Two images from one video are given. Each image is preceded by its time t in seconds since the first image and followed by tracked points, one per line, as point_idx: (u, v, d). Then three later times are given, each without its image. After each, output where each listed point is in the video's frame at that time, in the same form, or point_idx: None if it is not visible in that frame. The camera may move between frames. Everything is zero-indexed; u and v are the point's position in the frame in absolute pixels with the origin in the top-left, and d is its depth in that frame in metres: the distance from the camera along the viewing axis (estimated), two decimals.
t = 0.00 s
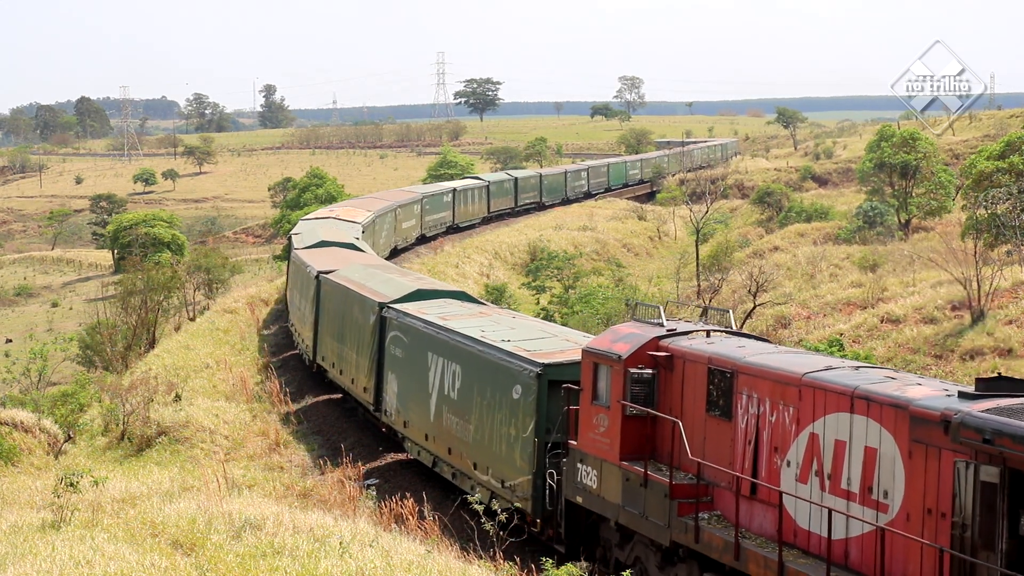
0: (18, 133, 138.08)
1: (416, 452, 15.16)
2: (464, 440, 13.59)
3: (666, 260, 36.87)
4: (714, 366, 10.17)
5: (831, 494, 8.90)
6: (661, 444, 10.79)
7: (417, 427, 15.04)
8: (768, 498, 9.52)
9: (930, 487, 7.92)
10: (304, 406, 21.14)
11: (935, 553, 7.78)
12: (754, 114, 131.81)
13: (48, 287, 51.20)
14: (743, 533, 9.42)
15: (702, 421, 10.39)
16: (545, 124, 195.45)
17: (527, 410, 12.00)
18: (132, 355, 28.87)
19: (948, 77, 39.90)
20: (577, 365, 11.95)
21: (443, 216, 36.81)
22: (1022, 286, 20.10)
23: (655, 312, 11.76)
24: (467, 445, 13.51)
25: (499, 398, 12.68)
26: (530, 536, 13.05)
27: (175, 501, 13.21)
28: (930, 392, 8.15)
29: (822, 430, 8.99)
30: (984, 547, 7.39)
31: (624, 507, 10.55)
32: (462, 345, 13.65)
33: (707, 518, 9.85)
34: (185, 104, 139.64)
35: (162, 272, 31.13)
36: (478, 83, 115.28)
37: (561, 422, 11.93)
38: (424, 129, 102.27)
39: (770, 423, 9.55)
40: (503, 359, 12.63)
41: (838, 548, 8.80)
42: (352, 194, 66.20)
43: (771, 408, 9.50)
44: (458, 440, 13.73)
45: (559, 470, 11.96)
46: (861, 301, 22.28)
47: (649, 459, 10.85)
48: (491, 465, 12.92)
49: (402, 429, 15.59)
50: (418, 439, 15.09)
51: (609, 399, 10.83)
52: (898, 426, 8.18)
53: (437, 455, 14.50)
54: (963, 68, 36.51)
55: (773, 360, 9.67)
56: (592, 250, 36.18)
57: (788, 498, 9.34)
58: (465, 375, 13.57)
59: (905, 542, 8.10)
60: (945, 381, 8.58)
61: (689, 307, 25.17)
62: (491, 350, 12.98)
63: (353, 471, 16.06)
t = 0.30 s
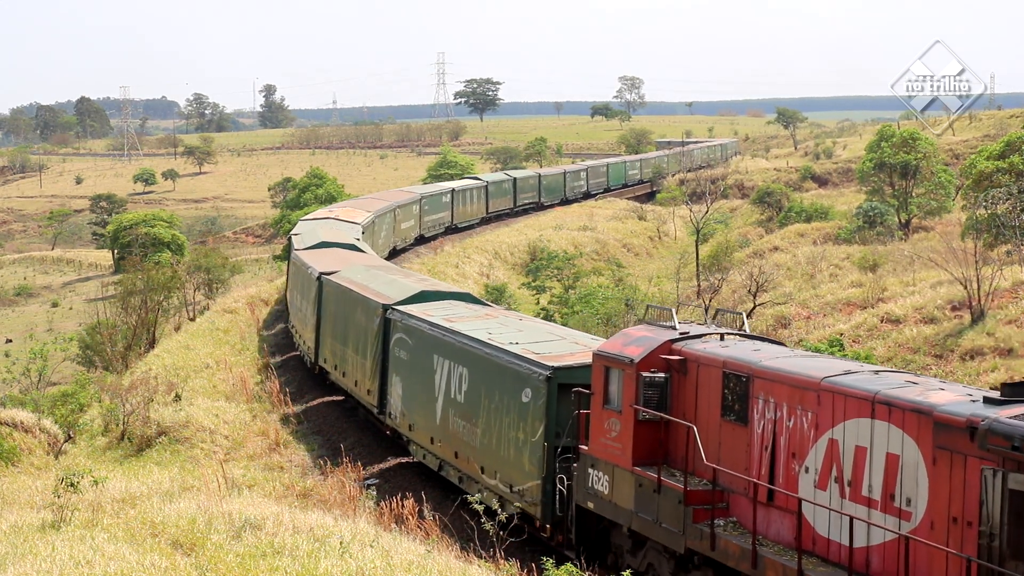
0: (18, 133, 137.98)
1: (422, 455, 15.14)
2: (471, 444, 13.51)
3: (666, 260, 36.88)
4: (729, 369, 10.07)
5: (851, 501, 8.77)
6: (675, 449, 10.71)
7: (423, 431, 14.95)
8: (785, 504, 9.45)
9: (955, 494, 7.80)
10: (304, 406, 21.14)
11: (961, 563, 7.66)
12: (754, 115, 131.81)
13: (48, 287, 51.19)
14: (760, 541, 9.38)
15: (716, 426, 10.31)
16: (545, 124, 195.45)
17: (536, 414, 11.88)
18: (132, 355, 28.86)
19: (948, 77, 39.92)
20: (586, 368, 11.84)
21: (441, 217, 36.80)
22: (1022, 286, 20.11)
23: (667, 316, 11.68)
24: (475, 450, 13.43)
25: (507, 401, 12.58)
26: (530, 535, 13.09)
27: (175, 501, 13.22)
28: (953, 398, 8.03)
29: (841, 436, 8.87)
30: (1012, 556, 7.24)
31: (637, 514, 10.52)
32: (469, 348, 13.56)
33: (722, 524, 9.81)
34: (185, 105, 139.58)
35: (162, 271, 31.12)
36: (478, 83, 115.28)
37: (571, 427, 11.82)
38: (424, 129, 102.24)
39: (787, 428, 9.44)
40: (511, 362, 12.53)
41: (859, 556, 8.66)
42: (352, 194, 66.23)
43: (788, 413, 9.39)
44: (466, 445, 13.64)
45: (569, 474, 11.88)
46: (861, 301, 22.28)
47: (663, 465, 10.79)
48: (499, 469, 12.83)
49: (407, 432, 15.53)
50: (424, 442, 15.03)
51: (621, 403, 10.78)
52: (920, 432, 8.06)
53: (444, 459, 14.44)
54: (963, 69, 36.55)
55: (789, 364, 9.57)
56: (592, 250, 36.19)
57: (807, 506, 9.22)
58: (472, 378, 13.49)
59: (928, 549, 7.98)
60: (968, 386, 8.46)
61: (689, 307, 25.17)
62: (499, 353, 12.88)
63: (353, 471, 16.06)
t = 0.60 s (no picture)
0: (18, 133, 138.04)
1: (428, 459, 15.10)
2: (478, 447, 13.41)
3: (666, 260, 36.88)
4: (745, 374, 9.99)
5: (872, 508, 8.65)
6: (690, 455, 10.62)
7: (430, 435, 14.86)
8: (803, 512, 9.36)
9: (982, 502, 7.66)
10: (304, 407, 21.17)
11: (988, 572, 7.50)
12: (754, 114, 131.70)
13: (48, 288, 51.18)
14: (778, 548, 9.25)
15: (733, 431, 10.22)
16: (545, 123, 195.34)
17: (546, 418, 11.75)
18: (132, 355, 28.86)
19: (948, 77, 39.93)
20: (597, 372, 11.67)
21: (440, 217, 36.79)
22: (1022, 286, 20.11)
23: (680, 318, 11.59)
24: (482, 453, 13.32)
25: (516, 405, 12.46)
26: (529, 535, 13.18)
27: (175, 501, 13.22)
28: (979, 403, 7.91)
29: (862, 442, 8.76)
30: None
31: (650, 520, 10.42)
32: (477, 351, 13.45)
33: (738, 532, 9.71)
34: (185, 105, 139.58)
35: (162, 272, 31.12)
36: (478, 83, 115.24)
37: (582, 431, 11.69)
38: (423, 129, 102.19)
39: (806, 434, 9.34)
40: (520, 365, 12.41)
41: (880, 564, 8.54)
42: (352, 194, 66.23)
43: (807, 418, 9.29)
44: (473, 448, 13.55)
45: (580, 480, 11.71)
46: (861, 301, 22.27)
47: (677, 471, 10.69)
48: (507, 473, 12.73)
49: (413, 436, 15.48)
50: (430, 445, 14.96)
51: (633, 407, 10.70)
52: (945, 438, 7.94)
53: (450, 463, 14.36)
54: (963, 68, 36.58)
55: (807, 368, 9.48)
56: (592, 250, 36.19)
57: (826, 513, 9.11)
58: (480, 381, 13.40)
59: (954, 558, 7.84)
60: (992, 392, 8.36)
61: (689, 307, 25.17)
62: (508, 356, 12.77)
63: (353, 471, 16.04)
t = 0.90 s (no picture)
0: (18, 133, 138.10)
1: (434, 462, 14.98)
2: (486, 451, 13.21)
3: (666, 260, 36.89)
4: (762, 378, 9.78)
5: (895, 516, 8.40)
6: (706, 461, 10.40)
7: (436, 438, 14.69)
8: (823, 518, 9.08)
9: (1011, 510, 7.37)
10: (303, 407, 21.19)
11: None
12: (754, 115, 131.79)
13: (48, 288, 51.19)
14: (797, 556, 9.03)
15: (749, 435, 10.01)
16: (546, 123, 195.41)
17: (555, 422, 11.55)
18: (132, 355, 28.86)
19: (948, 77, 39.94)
20: (609, 375, 11.46)
21: (439, 217, 36.80)
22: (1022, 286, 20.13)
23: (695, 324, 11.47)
24: (489, 457, 13.13)
25: (525, 408, 12.27)
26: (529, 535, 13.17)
27: (175, 501, 13.23)
28: (1007, 409, 7.64)
29: (884, 448, 8.52)
30: None
31: (664, 526, 10.21)
32: (484, 354, 13.25)
33: (756, 539, 9.49)
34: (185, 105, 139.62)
35: (162, 272, 31.14)
36: (478, 83, 115.23)
37: (593, 435, 11.50)
38: (423, 129, 102.18)
39: (825, 439, 9.10)
40: (529, 368, 12.20)
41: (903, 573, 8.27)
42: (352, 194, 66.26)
43: (827, 423, 9.06)
44: (480, 452, 13.36)
45: (591, 485, 11.50)
46: (861, 301, 22.26)
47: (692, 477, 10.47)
48: (515, 477, 12.52)
49: (418, 439, 15.33)
50: (436, 449, 14.80)
51: (647, 412, 10.50)
52: (971, 445, 7.68)
53: (456, 466, 14.21)
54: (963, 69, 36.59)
55: (827, 373, 9.25)
56: (592, 250, 36.20)
57: (847, 521, 8.84)
58: (487, 384, 13.19)
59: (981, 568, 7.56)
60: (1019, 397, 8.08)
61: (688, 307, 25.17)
62: (517, 359, 12.55)
63: (353, 471, 16.08)
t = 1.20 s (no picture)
0: (18, 133, 138.21)
1: (440, 466, 14.82)
2: (494, 455, 13.05)
3: (666, 261, 36.90)
4: (779, 383, 9.62)
5: (919, 524, 8.23)
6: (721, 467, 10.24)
7: (441, 442, 14.56)
8: (843, 526, 8.93)
9: None
10: (303, 407, 21.21)
11: None
12: (754, 115, 131.84)
13: (48, 287, 51.20)
14: (817, 565, 8.89)
15: (767, 440, 9.85)
16: (546, 122, 195.40)
17: (565, 427, 11.34)
18: (132, 355, 28.84)
19: (948, 77, 39.95)
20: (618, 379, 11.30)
21: (437, 218, 36.79)
22: (1022, 285, 20.14)
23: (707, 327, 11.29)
24: (497, 462, 12.96)
25: (533, 413, 12.06)
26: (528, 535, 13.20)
27: (175, 501, 13.22)
28: None
29: (907, 455, 8.36)
30: None
31: (679, 533, 10.08)
32: (491, 357, 13.07)
33: (774, 546, 9.35)
34: (185, 105, 139.66)
35: (162, 272, 31.17)
36: (478, 83, 115.23)
37: (604, 440, 11.31)
38: (423, 129, 102.19)
39: (845, 445, 8.96)
40: (537, 372, 12.00)
41: None
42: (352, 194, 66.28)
43: (847, 429, 8.91)
44: (487, 457, 13.19)
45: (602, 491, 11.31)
46: (861, 301, 22.25)
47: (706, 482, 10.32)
48: (524, 482, 12.34)
49: (424, 442, 15.21)
50: (442, 453, 14.65)
51: (661, 416, 10.33)
52: (999, 452, 7.52)
53: (463, 470, 14.05)
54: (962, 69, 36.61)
55: (846, 377, 9.09)
56: (592, 250, 36.21)
57: (868, 528, 8.66)
58: (494, 388, 13.03)
59: None
60: None
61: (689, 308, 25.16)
62: (524, 362, 12.36)
63: (353, 471, 16.08)
